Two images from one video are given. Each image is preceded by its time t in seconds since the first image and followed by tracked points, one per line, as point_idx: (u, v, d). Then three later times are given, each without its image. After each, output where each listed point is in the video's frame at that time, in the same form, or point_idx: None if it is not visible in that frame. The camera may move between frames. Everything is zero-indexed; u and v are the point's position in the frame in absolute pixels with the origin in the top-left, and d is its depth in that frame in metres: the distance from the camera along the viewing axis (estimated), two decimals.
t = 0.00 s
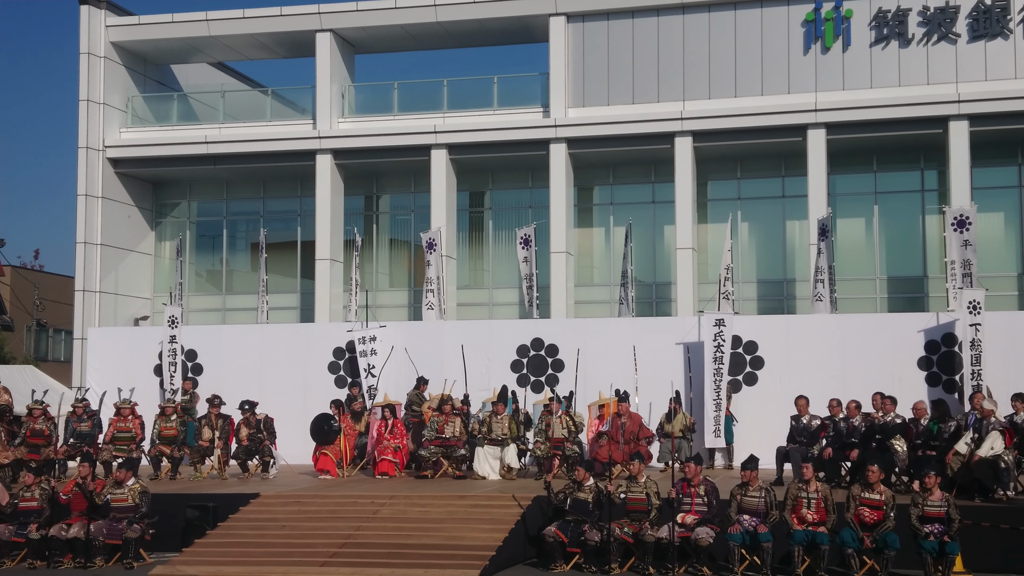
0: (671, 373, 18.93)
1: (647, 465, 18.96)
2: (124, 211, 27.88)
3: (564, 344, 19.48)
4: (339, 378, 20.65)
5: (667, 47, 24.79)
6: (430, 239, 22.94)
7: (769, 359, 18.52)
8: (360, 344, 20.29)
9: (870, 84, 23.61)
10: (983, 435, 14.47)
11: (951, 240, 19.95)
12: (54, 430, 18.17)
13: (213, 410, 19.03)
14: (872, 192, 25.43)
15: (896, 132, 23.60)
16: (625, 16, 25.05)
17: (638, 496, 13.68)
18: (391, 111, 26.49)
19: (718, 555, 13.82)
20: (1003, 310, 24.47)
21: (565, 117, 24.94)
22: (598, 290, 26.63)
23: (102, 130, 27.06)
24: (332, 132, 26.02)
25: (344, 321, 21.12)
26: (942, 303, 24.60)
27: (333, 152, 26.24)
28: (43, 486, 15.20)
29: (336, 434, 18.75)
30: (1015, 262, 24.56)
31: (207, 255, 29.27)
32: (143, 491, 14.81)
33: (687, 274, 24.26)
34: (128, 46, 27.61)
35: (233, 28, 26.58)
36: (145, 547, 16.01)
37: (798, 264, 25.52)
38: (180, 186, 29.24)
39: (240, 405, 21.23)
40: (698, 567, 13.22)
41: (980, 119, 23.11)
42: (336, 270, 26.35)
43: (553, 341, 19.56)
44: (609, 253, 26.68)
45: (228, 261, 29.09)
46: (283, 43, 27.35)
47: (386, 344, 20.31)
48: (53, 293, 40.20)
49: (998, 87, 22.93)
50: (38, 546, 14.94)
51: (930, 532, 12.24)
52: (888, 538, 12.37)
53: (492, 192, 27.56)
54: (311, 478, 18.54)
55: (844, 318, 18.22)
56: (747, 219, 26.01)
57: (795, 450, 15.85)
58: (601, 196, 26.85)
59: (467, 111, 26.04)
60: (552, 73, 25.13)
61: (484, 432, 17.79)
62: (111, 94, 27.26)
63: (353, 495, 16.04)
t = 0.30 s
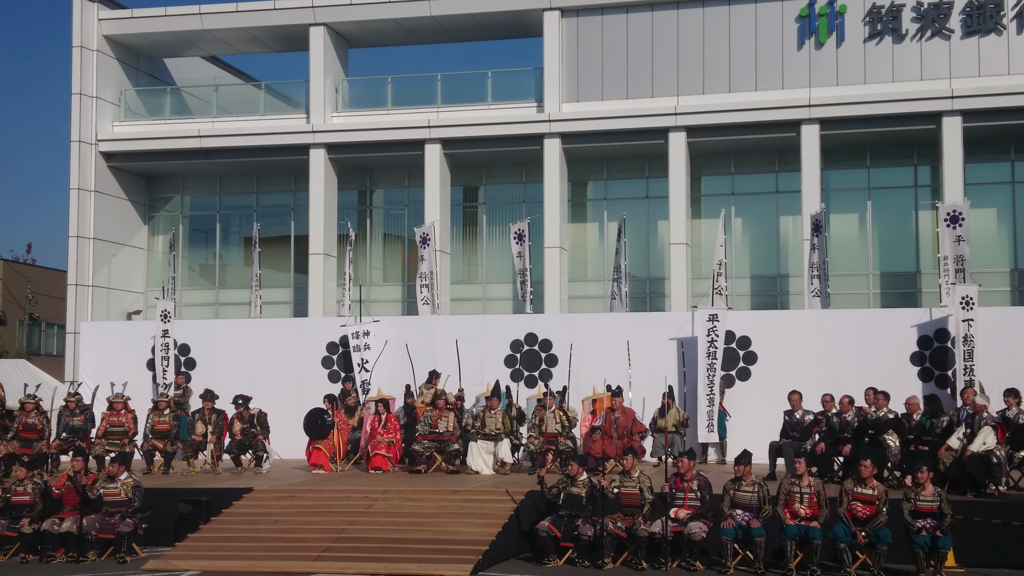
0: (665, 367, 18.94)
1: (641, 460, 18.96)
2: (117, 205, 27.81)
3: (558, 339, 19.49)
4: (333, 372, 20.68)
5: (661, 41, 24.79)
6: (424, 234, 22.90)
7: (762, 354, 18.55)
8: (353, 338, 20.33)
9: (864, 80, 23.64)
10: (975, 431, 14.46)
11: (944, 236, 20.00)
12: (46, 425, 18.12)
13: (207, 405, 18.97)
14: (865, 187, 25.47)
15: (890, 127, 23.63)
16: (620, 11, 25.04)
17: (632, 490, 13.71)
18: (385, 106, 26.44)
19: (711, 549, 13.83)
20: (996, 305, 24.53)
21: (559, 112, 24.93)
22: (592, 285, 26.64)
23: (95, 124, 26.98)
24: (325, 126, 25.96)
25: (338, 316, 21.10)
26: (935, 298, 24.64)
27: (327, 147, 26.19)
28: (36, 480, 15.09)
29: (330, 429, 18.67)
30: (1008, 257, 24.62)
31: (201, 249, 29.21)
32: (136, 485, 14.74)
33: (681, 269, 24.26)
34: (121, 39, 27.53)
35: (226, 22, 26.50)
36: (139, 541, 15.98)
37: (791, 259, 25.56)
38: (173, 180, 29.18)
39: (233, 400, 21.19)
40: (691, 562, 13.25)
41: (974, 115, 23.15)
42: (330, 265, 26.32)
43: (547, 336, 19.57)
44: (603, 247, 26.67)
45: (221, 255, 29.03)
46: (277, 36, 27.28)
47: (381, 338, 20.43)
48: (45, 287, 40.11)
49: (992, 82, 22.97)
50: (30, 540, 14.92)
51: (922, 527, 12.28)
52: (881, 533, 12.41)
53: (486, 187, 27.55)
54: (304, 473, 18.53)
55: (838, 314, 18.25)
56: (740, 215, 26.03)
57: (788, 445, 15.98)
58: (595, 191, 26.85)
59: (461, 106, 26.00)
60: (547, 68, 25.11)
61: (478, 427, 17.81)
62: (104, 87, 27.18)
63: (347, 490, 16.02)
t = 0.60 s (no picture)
0: (659, 363, 18.97)
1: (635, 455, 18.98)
2: (110, 199, 27.75)
3: (552, 334, 19.49)
4: (327, 367, 20.64)
5: (656, 37, 24.77)
6: (419, 230, 22.86)
7: (756, 350, 18.57)
8: (347, 333, 20.28)
9: (858, 76, 23.65)
10: (968, 427, 14.50)
11: (938, 232, 20.03)
12: (40, 419, 18.14)
13: (201, 400, 19.14)
14: (859, 183, 25.49)
15: (884, 123, 23.65)
16: (614, 6, 25.02)
17: (625, 486, 13.70)
18: (380, 100, 26.40)
19: (704, 544, 13.83)
20: (989, 301, 24.60)
21: (554, 107, 24.91)
22: (587, 280, 26.64)
23: (89, 118, 26.93)
24: (320, 121, 25.92)
25: (332, 311, 21.10)
26: (929, 294, 24.68)
27: (321, 141, 26.15)
28: (29, 474, 15.03)
29: (324, 424, 18.90)
30: (1001, 254, 24.66)
31: (195, 244, 29.17)
32: (130, 480, 14.74)
33: (675, 265, 24.27)
34: (114, 33, 27.45)
35: (221, 16, 26.43)
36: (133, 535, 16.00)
37: (786, 255, 25.58)
38: (167, 175, 29.12)
39: (226, 394, 21.18)
40: (684, 557, 13.27)
41: (968, 111, 23.16)
42: (324, 260, 26.29)
43: (541, 331, 19.58)
44: (597, 243, 26.68)
45: (215, 250, 28.99)
46: (271, 30, 27.22)
47: (374, 333, 20.37)
48: (39, 281, 40.04)
49: (986, 79, 22.99)
50: (24, 534, 14.90)
51: (915, 522, 12.31)
52: (873, 529, 12.43)
53: (480, 182, 27.53)
54: (298, 467, 18.53)
55: (832, 310, 18.24)
56: (735, 210, 26.04)
57: (781, 441, 15.96)
58: (590, 186, 26.85)
59: (456, 101, 25.97)
60: (541, 63, 25.08)
61: (473, 422, 17.87)
62: (97, 81, 27.12)
63: (340, 484, 16.02)
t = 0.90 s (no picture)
0: (654, 358, 18.97)
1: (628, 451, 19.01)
2: (104, 194, 27.70)
3: (546, 330, 19.52)
4: (321, 363, 20.63)
5: (651, 32, 24.75)
6: (414, 225, 22.84)
7: (750, 346, 18.61)
8: (342, 329, 20.33)
9: (853, 72, 23.65)
10: (962, 422, 14.50)
11: (931, 228, 20.06)
12: (33, 415, 18.07)
13: (196, 396, 19.03)
14: (853, 179, 25.51)
15: (878, 119, 23.66)
16: (609, 2, 24.99)
17: (620, 481, 13.76)
18: (374, 96, 26.36)
19: (698, 541, 13.89)
20: (983, 297, 24.65)
21: (548, 103, 24.89)
22: (581, 276, 26.64)
23: (83, 113, 26.87)
24: (314, 117, 25.87)
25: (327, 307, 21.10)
26: (922, 290, 24.73)
27: (316, 137, 26.12)
28: (23, 470, 15.03)
29: (318, 420, 18.85)
30: (995, 250, 24.71)
31: (189, 240, 29.13)
32: (123, 476, 14.79)
33: (669, 261, 24.28)
34: (108, 28, 27.38)
35: (214, 11, 26.37)
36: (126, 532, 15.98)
37: (779, 251, 25.61)
38: (160, 170, 29.07)
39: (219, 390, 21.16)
40: (678, 553, 13.29)
41: (962, 107, 23.18)
42: (318, 256, 26.28)
43: (535, 327, 19.59)
44: (591, 239, 26.69)
45: (209, 245, 28.95)
46: (265, 26, 27.17)
47: (369, 329, 20.40)
48: (33, 277, 40.00)
49: (980, 75, 23.01)
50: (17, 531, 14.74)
51: (908, 518, 12.33)
52: (867, 524, 12.46)
53: (475, 178, 27.52)
54: (292, 464, 18.53)
55: (826, 306, 18.27)
56: (729, 206, 26.06)
57: (775, 437, 16.08)
58: (584, 182, 26.84)
59: (450, 96, 25.95)
60: (536, 58, 25.05)
61: (467, 418, 17.85)
62: (91, 77, 27.05)
63: (334, 480, 16.02)
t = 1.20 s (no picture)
0: (649, 355, 18.96)
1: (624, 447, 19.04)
2: (99, 191, 27.65)
3: (542, 326, 19.51)
4: (317, 360, 20.66)
5: (647, 29, 24.75)
6: (409, 222, 22.84)
7: (746, 342, 18.64)
8: (337, 326, 20.40)
9: (848, 69, 23.68)
10: (957, 419, 14.49)
11: (927, 225, 20.06)
12: (28, 412, 18.09)
13: (191, 393, 18.99)
14: (849, 176, 25.53)
15: (874, 116, 23.66)
16: None
17: (615, 478, 13.78)
18: (370, 92, 26.35)
19: (694, 537, 13.93)
20: (978, 294, 24.69)
21: (544, 100, 24.88)
22: (577, 273, 26.62)
23: (78, 109, 26.82)
24: (310, 113, 25.84)
25: (323, 303, 21.07)
26: (918, 287, 24.75)
27: (311, 133, 26.09)
28: (18, 466, 14.86)
29: (314, 416, 18.66)
30: (990, 247, 24.74)
31: (184, 236, 29.10)
32: (119, 472, 14.68)
33: (665, 257, 24.27)
34: (103, 24, 27.33)
35: (210, 7, 26.33)
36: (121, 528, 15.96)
37: (775, 248, 25.63)
38: (156, 166, 29.03)
39: (215, 387, 21.15)
40: (674, 548, 13.29)
41: (958, 104, 23.19)
42: (314, 252, 26.26)
43: (531, 324, 19.58)
44: (587, 236, 26.69)
45: (205, 242, 28.93)
46: (261, 22, 27.13)
47: (364, 325, 20.41)
48: (28, 274, 39.93)
49: (975, 71, 23.04)
50: (13, 526, 14.81)
51: (903, 514, 12.35)
52: (862, 520, 12.48)
53: (470, 174, 27.52)
54: (288, 460, 18.50)
55: (822, 302, 18.29)
56: (725, 203, 26.07)
57: (770, 433, 16.12)
58: (580, 179, 26.85)
59: (446, 93, 25.94)
60: (532, 55, 25.04)
61: (462, 414, 17.83)
62: (86, 73, 27.00)
63: (330, 476, 16.04)
